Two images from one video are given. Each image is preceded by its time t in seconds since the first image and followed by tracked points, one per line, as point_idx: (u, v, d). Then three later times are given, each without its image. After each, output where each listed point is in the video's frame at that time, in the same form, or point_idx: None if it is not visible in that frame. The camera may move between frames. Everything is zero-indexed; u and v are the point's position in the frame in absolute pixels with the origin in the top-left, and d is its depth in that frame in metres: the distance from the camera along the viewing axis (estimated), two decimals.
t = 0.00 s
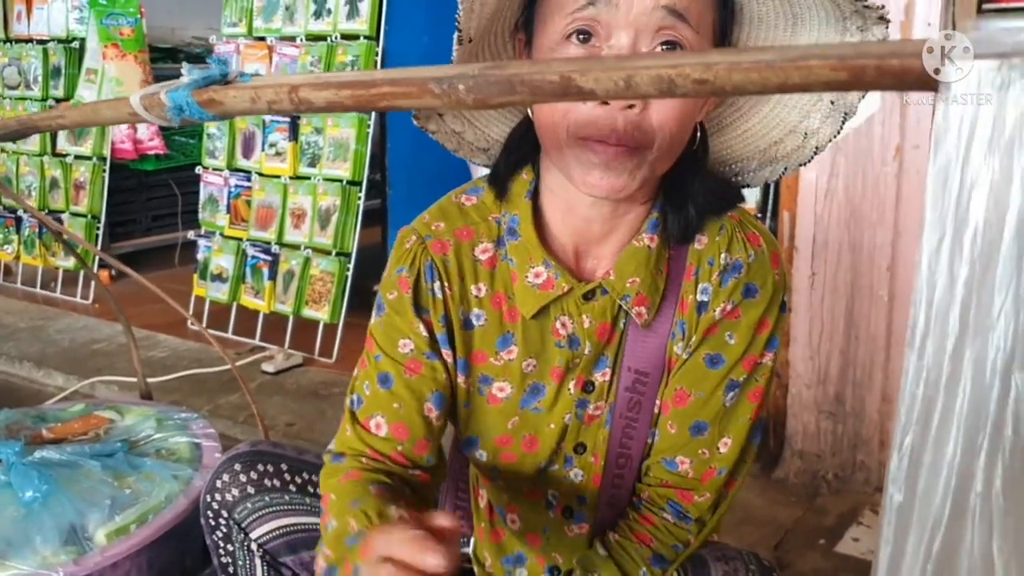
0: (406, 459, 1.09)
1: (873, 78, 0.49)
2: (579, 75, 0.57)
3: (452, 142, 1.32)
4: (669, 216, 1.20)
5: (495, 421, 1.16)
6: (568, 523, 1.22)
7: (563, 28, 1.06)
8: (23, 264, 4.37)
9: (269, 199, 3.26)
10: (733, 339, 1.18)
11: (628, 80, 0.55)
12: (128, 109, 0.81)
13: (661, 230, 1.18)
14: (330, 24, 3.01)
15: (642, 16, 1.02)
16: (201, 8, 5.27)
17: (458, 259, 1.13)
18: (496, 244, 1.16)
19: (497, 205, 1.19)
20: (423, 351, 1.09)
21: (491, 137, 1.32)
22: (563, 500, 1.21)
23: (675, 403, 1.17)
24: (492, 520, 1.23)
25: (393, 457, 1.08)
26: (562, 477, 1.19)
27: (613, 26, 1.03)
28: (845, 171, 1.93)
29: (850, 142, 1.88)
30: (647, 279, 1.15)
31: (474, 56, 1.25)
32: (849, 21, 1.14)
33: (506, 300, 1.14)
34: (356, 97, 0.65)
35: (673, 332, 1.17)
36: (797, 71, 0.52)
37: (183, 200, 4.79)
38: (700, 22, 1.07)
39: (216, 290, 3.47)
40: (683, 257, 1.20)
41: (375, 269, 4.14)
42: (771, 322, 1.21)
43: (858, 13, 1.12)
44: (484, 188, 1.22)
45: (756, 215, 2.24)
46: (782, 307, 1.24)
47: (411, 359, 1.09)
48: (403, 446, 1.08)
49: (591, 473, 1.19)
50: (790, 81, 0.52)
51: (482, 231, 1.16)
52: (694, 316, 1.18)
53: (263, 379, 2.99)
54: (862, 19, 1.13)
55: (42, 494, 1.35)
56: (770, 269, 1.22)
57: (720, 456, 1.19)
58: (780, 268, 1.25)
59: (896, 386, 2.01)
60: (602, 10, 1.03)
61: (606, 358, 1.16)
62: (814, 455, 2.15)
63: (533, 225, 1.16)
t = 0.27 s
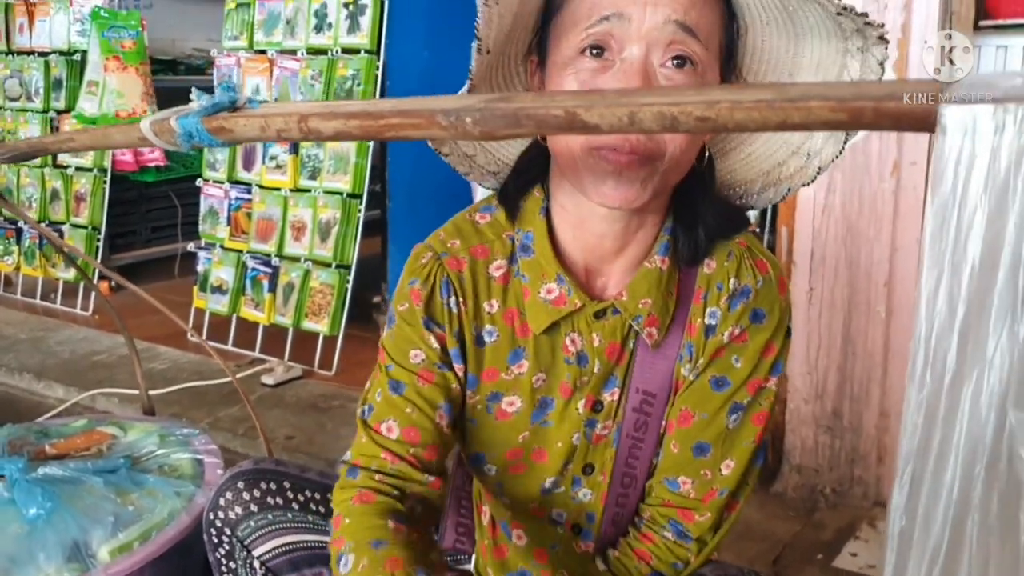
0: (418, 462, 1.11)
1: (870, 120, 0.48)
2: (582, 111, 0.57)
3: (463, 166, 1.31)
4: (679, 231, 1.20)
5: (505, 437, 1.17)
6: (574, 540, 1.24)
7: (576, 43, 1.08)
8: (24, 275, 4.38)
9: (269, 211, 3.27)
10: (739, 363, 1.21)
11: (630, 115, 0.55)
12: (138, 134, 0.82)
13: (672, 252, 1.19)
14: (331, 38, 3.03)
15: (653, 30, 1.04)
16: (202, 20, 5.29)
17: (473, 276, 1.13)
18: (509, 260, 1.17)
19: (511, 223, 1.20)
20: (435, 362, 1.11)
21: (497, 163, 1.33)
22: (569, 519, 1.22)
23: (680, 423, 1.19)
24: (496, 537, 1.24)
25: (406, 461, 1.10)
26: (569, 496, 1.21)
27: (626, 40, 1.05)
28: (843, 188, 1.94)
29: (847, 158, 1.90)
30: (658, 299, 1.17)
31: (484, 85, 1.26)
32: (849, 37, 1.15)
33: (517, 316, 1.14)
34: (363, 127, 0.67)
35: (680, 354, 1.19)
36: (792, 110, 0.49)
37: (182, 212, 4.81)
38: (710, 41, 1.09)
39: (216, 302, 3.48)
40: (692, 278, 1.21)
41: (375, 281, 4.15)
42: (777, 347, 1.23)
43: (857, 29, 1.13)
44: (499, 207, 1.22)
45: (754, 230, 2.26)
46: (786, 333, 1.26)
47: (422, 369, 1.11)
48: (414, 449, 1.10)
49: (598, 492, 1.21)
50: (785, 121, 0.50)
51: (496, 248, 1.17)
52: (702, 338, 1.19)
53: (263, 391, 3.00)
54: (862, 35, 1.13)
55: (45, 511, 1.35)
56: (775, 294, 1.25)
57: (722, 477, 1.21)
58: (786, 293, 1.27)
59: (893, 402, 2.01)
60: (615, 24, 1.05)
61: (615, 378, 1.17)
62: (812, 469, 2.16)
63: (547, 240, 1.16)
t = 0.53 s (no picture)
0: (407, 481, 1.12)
1: (859, 166, 0.50)
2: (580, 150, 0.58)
3: (468, 197, 1.33)
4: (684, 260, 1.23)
5: (509, 463, 1.18)
6: (576, 565, 1.24)
7: (586, 73, 1.09)
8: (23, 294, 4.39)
9: (269, 232, 3.29)
10: (744, 394, 1.21)
11: (626, 156, 0.56)
12: (143, 166, 0.84)
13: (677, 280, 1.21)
14: (332, 61, 3.05)
15: (664, 60, 1.06)
16: (203, 41, 5.32)
17: (481, 302, 1.15)
18: (516, 287, 1.18)
19: (518, 250, 1.21)
20: (435, 386, 1.11)
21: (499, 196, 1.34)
22: (569, 544, 1.23)
23: (683, 451, 1.19)
24: (495, 561, 1.27)
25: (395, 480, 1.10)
26: (572, 522, 1.21)
27: (635, 69, 1.07)
28: (839, 213, 1.96)
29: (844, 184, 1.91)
30: (664, 327, 1.17)
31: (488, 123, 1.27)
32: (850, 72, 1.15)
33: (523, 341, 1.16)
34: (367, 162, 0.68)
35: (686, 382, 1.20)
36: (785, 155, 0.51)
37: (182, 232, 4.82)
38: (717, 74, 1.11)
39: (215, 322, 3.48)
40: (696, 308, 1.23)
41: (374, 301, 4.16)
42: (781, 379, 1.24)
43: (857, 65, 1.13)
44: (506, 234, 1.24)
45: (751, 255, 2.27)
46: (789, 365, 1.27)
47: (422, 393, 1.11)
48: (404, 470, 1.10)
49: (601, 519, 1.21)
50: (778, 166, 0.52)
51: (503, 275, 1.18)
52: (706, 367, 1.20)
53: (262, 412, 3.00)
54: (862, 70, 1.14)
55: (46, 535, 1.36)
56: (781, 325, 1.25)
57: (724, 507, 1.21)
58: (790, 325, 1.27)
59: (890, 426, 2.02)
60: (625, 55, 1.07)
61: (621, 407, 1.18)
62: (810, 493, 2.16)
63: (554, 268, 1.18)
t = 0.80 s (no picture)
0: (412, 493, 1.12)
1: (864, 200, 0.50)
2: (586, 179, 0.59)
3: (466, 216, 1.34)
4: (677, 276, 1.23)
5: (505, 474, 1.18)
6: None
7: (579, 90, 1.11)
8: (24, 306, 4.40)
9: (270, 246, 3.30)
10: (737, 407, 1.21)
11: (632, 185, 0.57)
12: (150, 187, 0.85)
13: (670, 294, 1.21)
14: (334, 76, 3.06)
15: (653, 76, 1.07)
16: (205, 54, 5.34)
17: (478, 315, 1.16)
18: (512, 300, 1.19)
19: (515, 266, 1.22)
20: (435, 396, 1.13)
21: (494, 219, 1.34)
22: (567, 559, 1.22)
23: (679, 465, 1.19)
24: None
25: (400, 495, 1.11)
26: (566, 535, 1.21)
27: (627, 85, 1.08)
28: (839, 232, 1.96)
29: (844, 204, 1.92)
30: (657, 340, 1.18)
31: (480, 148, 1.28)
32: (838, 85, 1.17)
33: (518, 354, 1.16)
34: (373, 187, 0.69)
35: (680, 396, 1.19)
36: (789, 187, 0.52)
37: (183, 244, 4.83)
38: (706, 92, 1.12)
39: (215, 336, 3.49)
40: (691, 322, 1.23)
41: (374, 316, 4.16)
42: (774, 393, 1.24)
43: (845, 78, 1.15)
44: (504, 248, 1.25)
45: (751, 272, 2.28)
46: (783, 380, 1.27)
47: (422, 401, 1.12)
48: (409, 484, 1.11)
49: (595, 532, 1.20)
50: (783, 198, 0.52)
51: (499, 288, 1.20)
52: (701, 380, 1.20)
53: (261, 427, 3.00)
54: (849, 83, 1.15)
55: (47, 551, 1.36)
56: (773, 340, 1.26)
57: (719, 520, 1.21)
58: (783, 340, 1.29)
59: (889, 445, 2.02)
60: (617, 72, 1.08)
61: (614, 418, 1.18)
62: (809, 512, 2.16)
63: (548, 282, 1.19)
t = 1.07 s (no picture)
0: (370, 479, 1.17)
1: (861, 221, 0.51)
2: (587, 195, 0.60)
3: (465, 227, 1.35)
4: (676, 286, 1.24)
5: (496, 478, 1.19)
6: None
7: (580, 102, 1.11)
8: (23, 308, 4.40)
9: (270, 252, 3.30)
10: (730, 418, 1.18)
11: (633, 203, 0.57)
12: (155, 194, 0.85)
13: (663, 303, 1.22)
14: (336, 84, 3.06)
15: (652, 87, 1.08)
16: (209, 59, 5.36)
17: (469, 318, 1.20)
18: (507, 306, 1.22)
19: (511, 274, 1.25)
20: (413, 394, 1.17)
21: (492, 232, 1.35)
22: (561, 563, 1.21)
23: (670, 475, 1.16)
24: None
25: (356, 477, 1.15)
26: (561, 540, 1.20)
27: (626, 97, 1.09)
28: (838, 247, 1.97)
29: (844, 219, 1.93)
30: (647, 348, 1.18)
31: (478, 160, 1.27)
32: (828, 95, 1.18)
33: (510, 359, 1.19)
34: (377, 199, 0.70)
35: (671, 404, 1.18)
36: (788, 208, 0.52)
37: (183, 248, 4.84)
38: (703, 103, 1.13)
39: (213, 341, 3.49)
40: (684, 331, 1.23)
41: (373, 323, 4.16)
42: (767, 404, 1.21)
43: (836, 86, 1.16)
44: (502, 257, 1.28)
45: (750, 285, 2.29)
46: (778, 392, 1.25)
47: (401, 398, 1.17)
48: (367, 468, 1.16)
49: (590, 539, 1.19)
50: (782, 217, 0.53)
51: (495, 293, 1.22)
52: (692, 390, 1.18)
53: (258, 432, 3.00)
54: (840, 92, 1.17)
55: (45, 554, 1.36)
56: (765, 351, 1.24)
57: (713, 533, 1.17)
58: (776, 351, 1.27)
59: (885, 460, 2.02)
60: (616, 84, 1.09)
61: (605, 425, 1.17)
62: (804, 525, 2.17)
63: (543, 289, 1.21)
